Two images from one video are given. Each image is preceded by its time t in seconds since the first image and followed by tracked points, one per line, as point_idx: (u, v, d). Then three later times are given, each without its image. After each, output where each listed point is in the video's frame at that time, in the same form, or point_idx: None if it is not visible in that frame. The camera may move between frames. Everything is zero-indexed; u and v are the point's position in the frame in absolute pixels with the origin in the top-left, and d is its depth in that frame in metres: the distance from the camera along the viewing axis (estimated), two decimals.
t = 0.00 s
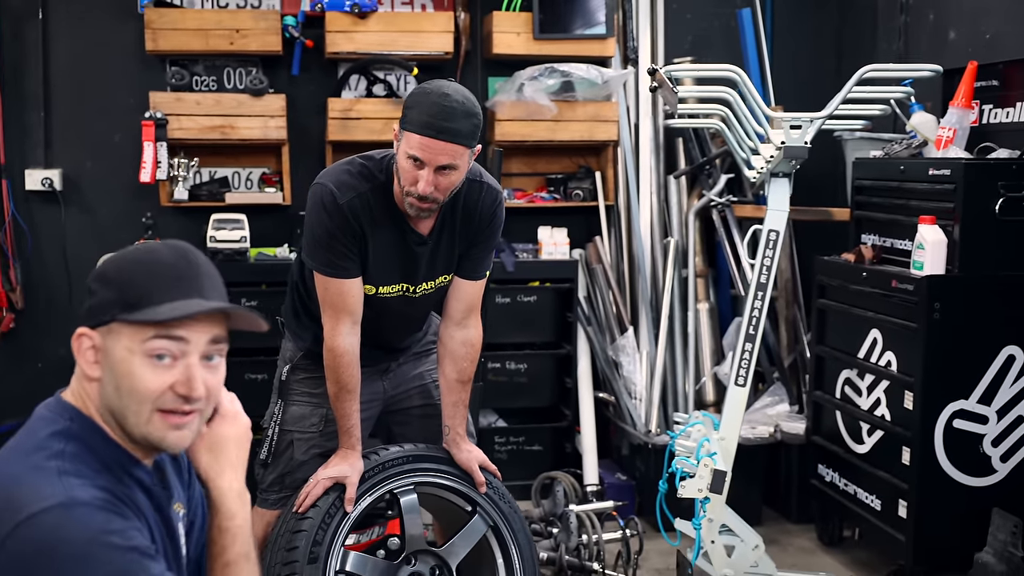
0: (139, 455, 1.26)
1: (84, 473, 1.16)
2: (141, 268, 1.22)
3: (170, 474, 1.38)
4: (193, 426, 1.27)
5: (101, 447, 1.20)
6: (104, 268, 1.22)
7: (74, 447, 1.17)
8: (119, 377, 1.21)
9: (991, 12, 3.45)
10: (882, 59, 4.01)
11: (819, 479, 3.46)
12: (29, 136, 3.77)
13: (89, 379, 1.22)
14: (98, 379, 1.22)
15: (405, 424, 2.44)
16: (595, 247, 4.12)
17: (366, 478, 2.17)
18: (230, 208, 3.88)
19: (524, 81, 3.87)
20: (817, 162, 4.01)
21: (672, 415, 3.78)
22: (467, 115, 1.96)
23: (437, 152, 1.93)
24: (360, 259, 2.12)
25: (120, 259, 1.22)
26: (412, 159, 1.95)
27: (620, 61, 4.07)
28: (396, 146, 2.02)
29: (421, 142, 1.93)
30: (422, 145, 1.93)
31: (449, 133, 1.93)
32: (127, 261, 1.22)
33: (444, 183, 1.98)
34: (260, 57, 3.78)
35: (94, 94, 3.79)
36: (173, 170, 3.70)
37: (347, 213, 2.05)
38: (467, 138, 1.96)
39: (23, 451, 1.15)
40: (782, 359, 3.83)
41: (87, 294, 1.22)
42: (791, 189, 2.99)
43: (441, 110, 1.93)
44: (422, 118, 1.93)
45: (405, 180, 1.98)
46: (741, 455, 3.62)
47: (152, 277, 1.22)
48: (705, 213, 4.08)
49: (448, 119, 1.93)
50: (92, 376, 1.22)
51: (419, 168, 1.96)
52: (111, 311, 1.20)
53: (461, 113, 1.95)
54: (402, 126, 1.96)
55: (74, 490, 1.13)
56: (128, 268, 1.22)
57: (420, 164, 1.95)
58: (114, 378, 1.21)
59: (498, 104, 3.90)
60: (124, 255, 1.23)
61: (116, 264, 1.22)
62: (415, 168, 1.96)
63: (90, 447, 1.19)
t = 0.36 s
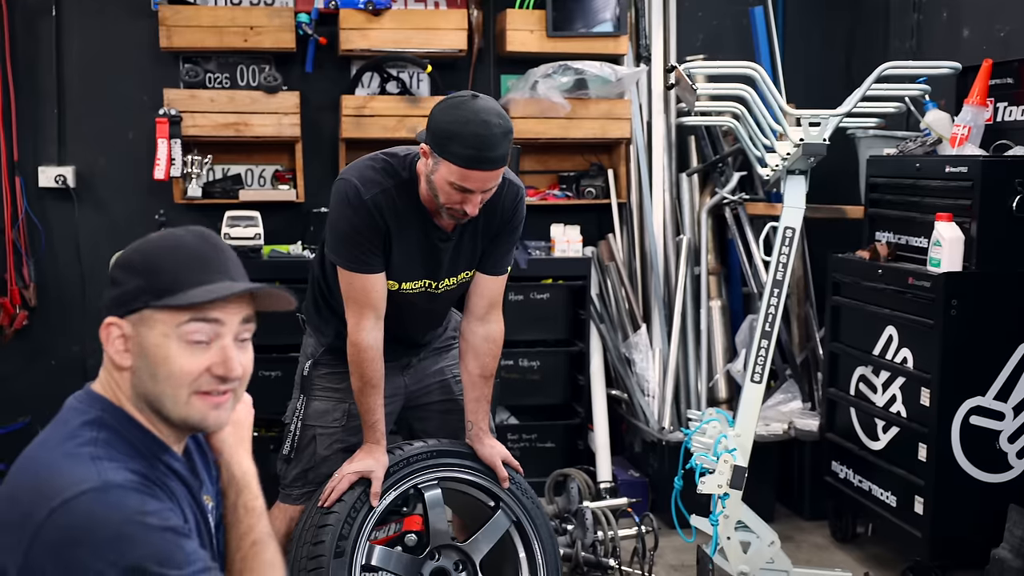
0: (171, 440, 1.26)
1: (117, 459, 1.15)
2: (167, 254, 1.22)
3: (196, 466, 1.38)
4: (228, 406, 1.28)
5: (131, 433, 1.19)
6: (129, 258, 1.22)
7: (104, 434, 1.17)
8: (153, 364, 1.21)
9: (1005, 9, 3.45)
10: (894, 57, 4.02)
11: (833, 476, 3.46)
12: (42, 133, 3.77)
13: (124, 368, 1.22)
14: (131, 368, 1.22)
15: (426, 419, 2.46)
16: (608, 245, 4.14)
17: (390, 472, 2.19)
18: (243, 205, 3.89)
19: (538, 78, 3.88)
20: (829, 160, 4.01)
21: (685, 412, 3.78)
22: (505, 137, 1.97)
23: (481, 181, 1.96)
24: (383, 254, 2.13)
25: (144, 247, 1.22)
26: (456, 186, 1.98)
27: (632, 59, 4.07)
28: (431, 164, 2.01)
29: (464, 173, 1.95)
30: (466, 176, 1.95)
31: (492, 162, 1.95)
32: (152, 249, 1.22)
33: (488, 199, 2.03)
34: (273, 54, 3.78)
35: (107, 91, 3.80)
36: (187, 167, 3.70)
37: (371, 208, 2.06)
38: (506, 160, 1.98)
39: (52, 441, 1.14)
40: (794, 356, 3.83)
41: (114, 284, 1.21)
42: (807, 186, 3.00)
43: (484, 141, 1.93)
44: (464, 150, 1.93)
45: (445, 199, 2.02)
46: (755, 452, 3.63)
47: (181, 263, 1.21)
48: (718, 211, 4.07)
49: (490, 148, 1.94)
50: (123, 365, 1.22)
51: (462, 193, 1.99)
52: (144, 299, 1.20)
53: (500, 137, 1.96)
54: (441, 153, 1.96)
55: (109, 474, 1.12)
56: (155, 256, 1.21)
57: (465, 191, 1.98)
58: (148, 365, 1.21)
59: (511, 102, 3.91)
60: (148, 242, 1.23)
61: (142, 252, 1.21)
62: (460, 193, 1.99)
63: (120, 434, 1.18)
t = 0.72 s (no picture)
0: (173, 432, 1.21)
1: (115, 458, 1.10)
2: (249, 259, 1.23)
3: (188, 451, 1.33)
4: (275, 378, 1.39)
5: (130, 428, 1.14)
6: (223, 261, 1.18)
7: (104, 431, 1.12)
8: (237, 358, 1.23)
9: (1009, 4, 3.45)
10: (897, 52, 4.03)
11: (837, 469, 3.46)
12: (43, 128, 3.75)
13: (199, 366, 1.19)
14: (208, 367, 1.20)
15: (438, 413, 2.49)
16: (611, 239, 4.11)
17: (394, 469, 2.18)
18: (246, 200, 3.88)
19: (542, 73, 3.87)
20: (831, 155, 4.02)
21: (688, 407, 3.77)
22: (508, 130, 1.96)
23: (483, 173, 1.96)
24: (388, 246, 2.14)
25: (233, 252, 1.20)
26: (457, 177, 1.98)
27: (636, 54, 4.07)
28: (434, 155, 2.02)
29: (465, 166, 1.95)
30: (467, 168, 1.95)
31: (494, 156, 1.94)
32: (237, 251, 1.21)
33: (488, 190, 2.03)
34: (276, 48, 3.77)
35: (109, 85, 3.78)
36: (189, 161, 3.69)
37: (376, 199, 2.08)
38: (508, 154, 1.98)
39: (52, 436, 1.10)
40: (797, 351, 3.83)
41: (205, 287, 1.16)
42: (813, 180, 3.00)
43: (486, 133, 1.93)
44: (466, 142, 1.93)
45: (446, 189, 2.03)
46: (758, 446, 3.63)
47: (256, 267, 1.25)
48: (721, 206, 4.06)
49: (491, 141, 1.93)
50: (205, 363, 1.19)
51: (462, 184, 2.00)
52: (244, 302, 1.21)
53: (503, 130, 1.95)
54: (443, 144, 1.96)
55: (105, 474, 1.07)
56: (245, 262, 1.21)
57: (465, 182, 1.98)
58: (234, 359, 1.22)
59: (515, 96, 3.91)
60: (231, 245, 1.20)
61: (233, 255, 1.20)
62: (460, 185, 2.00)
63: (118, 431, 1.13)
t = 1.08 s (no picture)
0: (152, 429, 1.17)
1: (89, 460, 1.07)
2: (249, 262, 1.23)
3: (170, 443, 1.30)
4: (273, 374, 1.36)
5: (110, 428, 1.11)
6: (227, 263, 1.18)
7: (82, 431, 1.09)
8: (225, 361, 1.21)
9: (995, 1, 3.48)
10: (884, 49, 4.05)
11: (826, 464, 3.48)
12: (29, 124, 3.72)
13: (191, 366, 1.17)
14: (199, 368, 1.18)
15: (431, 407, 2.51)
16: (601, 235, 4.13)
17: (391, 462, 2.18)
18: (234, 196, 3.86)
19: (532, 69, 3.87)
20: (819, 151, 4.04)
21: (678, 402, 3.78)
22: (498, 120, 1.98)
23: (482, 166, 1.98)
24: (376, 239, 2.14)
25: (236, 254, 1.20)
26: (455, 174, 2.00)
27: (625, 50, 4.08)
28: (425, 157, 2.02)
29: (464, 162, 1.97)
30: (466, 164, 1.97)
31: (491, 146, 1.97)
32: (239, 253, 1.21)
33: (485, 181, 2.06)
34: (264, 44, 3.76)
35: (96, 81, 3.76)
36: (178, 157, 3.68)
37: (364, 193, 2.07)
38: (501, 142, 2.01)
39: (30, 432, 1.08)
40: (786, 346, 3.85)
41: (208, 288, 1.15)
42: (802, 175, 3.01)
43: (481, 127, 1.94)
44: (462, 139, 1.94)
45: (444, 187, 2.03)
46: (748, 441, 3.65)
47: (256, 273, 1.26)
48: (710, 202, 4.07)
49: (486, 133, 1.95)
50: (198, 364, 1.17)
51: (462, 180, 2.01)
52: (242, 307, 1.20)
53: (494, 120, 1.97)
54: (436, 145, 1.96)
55: (73, 481, 1.04)
56: (245, 264, 1.22)
57: (465, 177, 2.00)
58: (221, 364, 1.21)
59: (504, 92, 3.90)
60: (234, 247, 1.20)
61: (237, 258, 1.20)
62: (461, 181, 2.02)
63: (97, 430, 1.10)
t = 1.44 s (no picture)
0: (146, 428, 1.17)
1: (78, 459, 1.06)
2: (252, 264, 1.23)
3: (163, 440, 1.29)
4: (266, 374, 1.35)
5: (99, 426, 1.10)
6: (232, 265, 1.18)
7: (71, 429, 1.08)
8: (225, 362, 1.21)
9: None
10: (866, 47, 4.07)
11: (811, 459, 3.50)
12: (11, 121, 3.70)
13: (191, 367, 1.17)
14: (199, 368, 1.18)
15: (415, 403, 2.52)
16: (586, 232, 4.12)
17: (375, 458, 2.18)
18: (219, 194, 3.85)
19: (517, 67, 3.87)
20: (803, 149, 4.06)
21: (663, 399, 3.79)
22: (488, 125, 1.98)
23: (471, 171, 1.99)
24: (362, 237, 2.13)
25: (240, 256, 1.19)
26: (444, 178, 2.00)
27: (610, 48, 4.08)
28: (414, 160, 2.02)
29: (453, 167, 1.97)
30: (455, 169, 1.97)
31: (480, 152, 1.97)
32: (244, 256, 1.21)
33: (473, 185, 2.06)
34: (248, 41, 3.74)
35: (79, 78, 3.73)
36: (162, 155, 3.66)
37: (350, 190, 2.07)
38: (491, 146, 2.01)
39: (19, 430, 1.06)
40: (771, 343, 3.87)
41: (212, 288, 1.15)
42: (787, 172, 3.02)
43: (471, 133, 1.94)
44: (452, 145, 1.94)
45: (432, 189, 2.04)
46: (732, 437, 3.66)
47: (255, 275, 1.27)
48: (695, 200, 4.09)
49: (476, 139, 1.95)
50: (198, 365, 1.17)
51: (450, 184, 2.02)
52: (243, 310, 1.20)
53: (484, 126, 1.97)
54: (426, 149, 1.97)
55: (59, 481, 1.03)
56: (248, 267, 1.21)
57: (453, 182, 2.01)
58: (220, 366, 1.20)
59: (490, 90, 3.90)
60: (238, 249, 1.20)
61: (241, 261, 1.20)
62: (449, 185, 2.02)
63: (87, 428, 1.09)
